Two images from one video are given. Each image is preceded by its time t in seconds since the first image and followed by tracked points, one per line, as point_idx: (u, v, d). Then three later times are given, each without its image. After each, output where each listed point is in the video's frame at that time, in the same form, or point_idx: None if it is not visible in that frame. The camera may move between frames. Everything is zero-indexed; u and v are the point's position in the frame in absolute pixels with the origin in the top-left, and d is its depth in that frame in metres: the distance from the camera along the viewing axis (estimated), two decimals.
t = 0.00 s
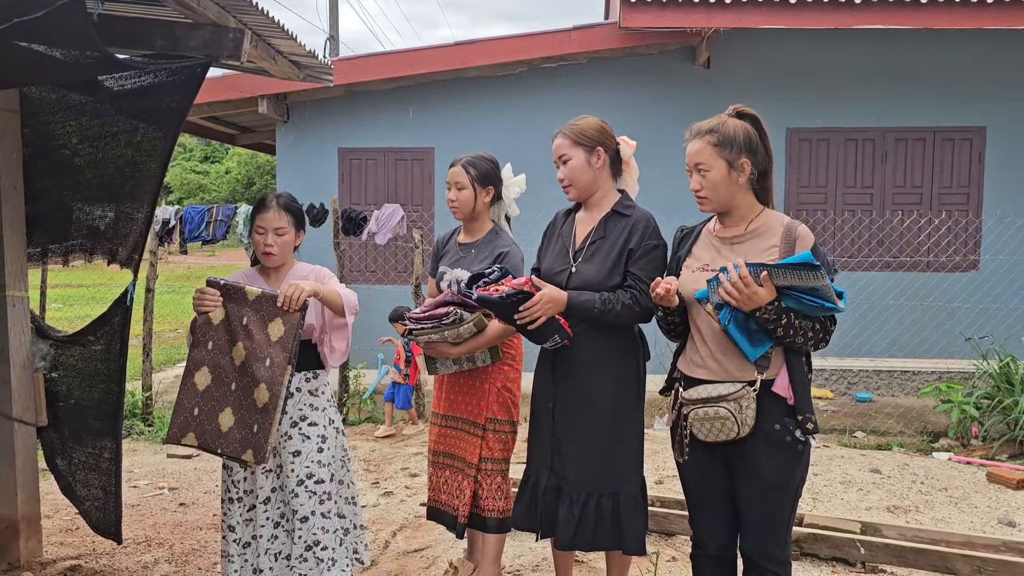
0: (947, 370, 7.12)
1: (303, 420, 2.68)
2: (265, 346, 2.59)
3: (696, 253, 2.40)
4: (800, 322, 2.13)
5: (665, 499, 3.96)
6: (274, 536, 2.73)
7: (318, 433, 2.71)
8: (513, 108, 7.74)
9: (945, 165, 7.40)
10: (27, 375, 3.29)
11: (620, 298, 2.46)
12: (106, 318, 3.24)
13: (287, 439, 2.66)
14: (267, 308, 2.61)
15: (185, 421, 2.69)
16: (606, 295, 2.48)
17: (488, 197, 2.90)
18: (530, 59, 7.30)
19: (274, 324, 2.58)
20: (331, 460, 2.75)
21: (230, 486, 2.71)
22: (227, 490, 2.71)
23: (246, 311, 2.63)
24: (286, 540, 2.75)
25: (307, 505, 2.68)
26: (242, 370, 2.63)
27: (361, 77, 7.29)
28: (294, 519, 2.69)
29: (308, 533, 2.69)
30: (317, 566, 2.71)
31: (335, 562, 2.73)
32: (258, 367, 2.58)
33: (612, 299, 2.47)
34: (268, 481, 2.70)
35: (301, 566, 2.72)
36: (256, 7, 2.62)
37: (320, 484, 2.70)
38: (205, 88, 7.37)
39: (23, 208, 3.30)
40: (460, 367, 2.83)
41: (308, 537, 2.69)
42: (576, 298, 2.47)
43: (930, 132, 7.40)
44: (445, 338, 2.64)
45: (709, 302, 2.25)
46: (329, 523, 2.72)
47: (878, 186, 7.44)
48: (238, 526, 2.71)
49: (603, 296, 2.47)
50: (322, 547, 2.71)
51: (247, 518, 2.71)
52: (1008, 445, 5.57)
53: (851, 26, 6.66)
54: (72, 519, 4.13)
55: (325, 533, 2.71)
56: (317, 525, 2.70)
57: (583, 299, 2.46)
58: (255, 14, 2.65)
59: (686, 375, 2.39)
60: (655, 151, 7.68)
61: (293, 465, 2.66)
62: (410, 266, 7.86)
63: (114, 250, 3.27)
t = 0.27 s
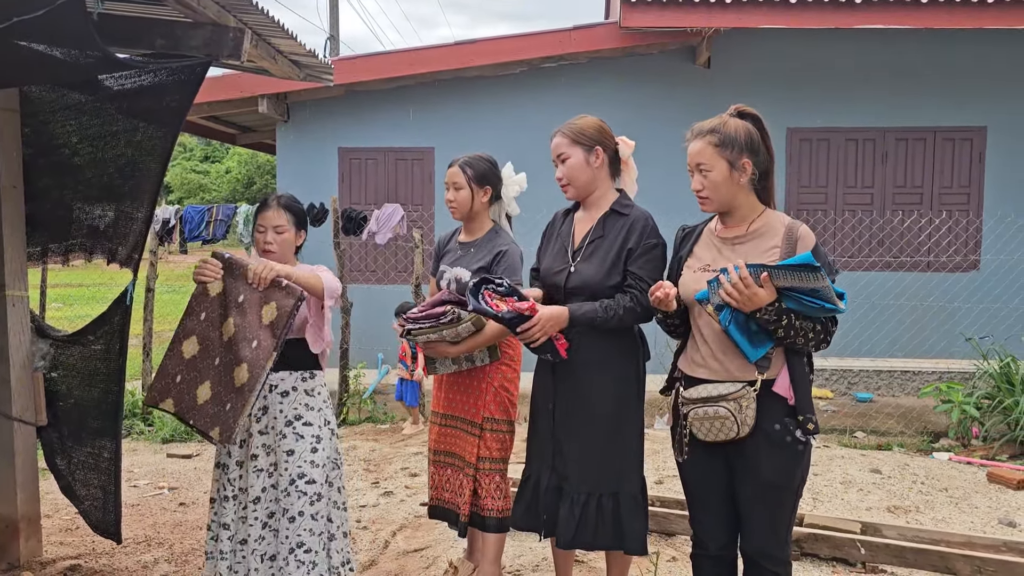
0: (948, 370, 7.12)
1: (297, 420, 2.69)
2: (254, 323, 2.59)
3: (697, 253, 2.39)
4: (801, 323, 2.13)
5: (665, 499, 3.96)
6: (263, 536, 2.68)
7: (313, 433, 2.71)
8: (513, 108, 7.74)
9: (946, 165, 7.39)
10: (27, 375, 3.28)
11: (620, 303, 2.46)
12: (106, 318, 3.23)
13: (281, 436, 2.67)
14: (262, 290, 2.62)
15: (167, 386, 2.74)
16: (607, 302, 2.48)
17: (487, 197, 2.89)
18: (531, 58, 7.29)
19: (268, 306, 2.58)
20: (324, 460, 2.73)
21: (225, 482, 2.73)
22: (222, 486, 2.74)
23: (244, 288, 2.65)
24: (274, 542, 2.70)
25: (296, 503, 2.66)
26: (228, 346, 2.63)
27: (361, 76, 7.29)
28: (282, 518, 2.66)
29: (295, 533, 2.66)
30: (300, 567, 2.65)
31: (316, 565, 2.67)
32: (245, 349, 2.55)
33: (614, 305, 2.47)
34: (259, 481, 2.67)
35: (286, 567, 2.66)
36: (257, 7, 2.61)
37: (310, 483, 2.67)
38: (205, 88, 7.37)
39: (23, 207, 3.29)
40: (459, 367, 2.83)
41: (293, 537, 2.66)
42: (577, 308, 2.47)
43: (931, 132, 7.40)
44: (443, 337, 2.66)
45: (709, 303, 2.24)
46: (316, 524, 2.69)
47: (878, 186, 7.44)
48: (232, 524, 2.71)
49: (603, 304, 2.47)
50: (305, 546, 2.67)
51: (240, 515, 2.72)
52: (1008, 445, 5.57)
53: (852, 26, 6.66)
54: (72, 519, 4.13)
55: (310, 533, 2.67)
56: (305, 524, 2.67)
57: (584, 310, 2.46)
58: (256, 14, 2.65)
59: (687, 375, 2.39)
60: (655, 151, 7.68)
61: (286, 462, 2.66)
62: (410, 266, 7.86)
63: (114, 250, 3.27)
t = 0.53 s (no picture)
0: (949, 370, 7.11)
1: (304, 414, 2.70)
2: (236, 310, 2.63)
3: (700, 252, 2.40)
4: (803, 324, 2.13)
5: (666, 499, 3.96)
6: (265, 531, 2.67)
7: (320, 427, 2.72)
8: (514, 107, 7.74)
9: (947, 165, 7.39)
10: (29, 374, 3.28)
11: (625, 310, 2.45)
12: (107, 317, 3.24)
13: (290, 432, 2.67)
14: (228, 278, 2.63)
15: (176, 402, 2.54)
16: (618, 311, 2.45)
17: (488, 196, 2.89)
18: (532, 58, 7.29)
19: (234, 284, 2.65)
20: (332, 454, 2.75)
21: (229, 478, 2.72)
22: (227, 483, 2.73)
23: (211, 276, 2.61)
24: (274, 538, 2.70)
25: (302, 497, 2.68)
26: (221, 334, 2.61)
27: (362, 76, 7.29)
28: (287, 513, 2.68)
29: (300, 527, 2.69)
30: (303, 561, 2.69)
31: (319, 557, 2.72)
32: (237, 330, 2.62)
33: (625, 312, 2.44)
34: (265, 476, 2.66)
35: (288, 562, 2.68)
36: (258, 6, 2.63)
37: (317, 478, 2.69)
38: (206, 87, 7.37)
39: (24, 206, 3.30)
40: (459, 365, 2.84)
41: (298, 531, 2.68)
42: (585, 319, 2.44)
43: (932, 132, 7.39)
44: (442, 331, 2.68)
45: (711, 304, 2.25)
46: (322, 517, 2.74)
47: (880, 185, 7.44)
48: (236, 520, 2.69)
49: (610, 317, 2.43)
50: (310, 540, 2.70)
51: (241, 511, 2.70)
52: (1010, 444, 5.57)
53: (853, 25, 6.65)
54: (74, 518, 4.14)
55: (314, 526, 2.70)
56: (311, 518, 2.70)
57: (594, 326, 2.41)
58: (257, 13, 2.69)
59: (688, 374, 2.39)
60: (656, 150, 7.67)
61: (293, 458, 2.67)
62: (411, 265, 7.86)
63: (116, 249, 3.27)
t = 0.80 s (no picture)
0: (950, 369, 7.11)
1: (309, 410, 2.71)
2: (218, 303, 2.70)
3: (700, 251, 2.40)
4: (804, 324, 2.12)
5: (667, 498, 3.95)
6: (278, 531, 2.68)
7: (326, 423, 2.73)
8: (515, 106, 7.74)
9: (949, 163, 7.38)
10: (31, 373, 3.30)
11: (621, 304, 2.46)
12: (108, 315, 3.24)
13: (297, 428, 2.70)
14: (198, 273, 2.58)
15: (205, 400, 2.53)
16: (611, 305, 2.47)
17: (488, 196, 2.89)
18: (533, 56, 7.29)
19: (212, 278, 2.71)
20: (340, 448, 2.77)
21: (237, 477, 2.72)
22: (235, 484, 2.73)
23: (196, 273, 2.59)
24: (288, 534, 2.71)
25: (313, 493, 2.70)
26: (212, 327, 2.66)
27: (363, 74, 7.29)
28: (298, 509, 2.69)
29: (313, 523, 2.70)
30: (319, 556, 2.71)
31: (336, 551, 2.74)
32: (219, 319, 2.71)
33: (617, 306, 2.46)
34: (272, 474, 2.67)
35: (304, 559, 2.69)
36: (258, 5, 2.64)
37: (326, 473, 2.71)
38: (207, 86, 7.38)
39: (26, 206, 3.30)
40: (462, 364, 2.86)
41: (311, 527, 2.70)
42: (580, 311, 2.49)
43: (933, 130, 7.39)
44: (449, 332, 2.70)
45: (711, 304, 2.26)
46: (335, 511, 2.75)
47: (881, 184, 7.44)
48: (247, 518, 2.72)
49: (604, 309, 2.46)
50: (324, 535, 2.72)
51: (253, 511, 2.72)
52: (1010, 443, 5.57)
53: (854, 23, 6.65)
54: (76, 516, 4.15)
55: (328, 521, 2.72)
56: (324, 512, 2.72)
57: (587, 317, 2.44)
58: (258, 13, 2.74)
59: (689, 372, 2.40)
60: (657, 149, 7.67)
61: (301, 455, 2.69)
62: (412, 263, 7.86)
63: (117, 248, 3.27)
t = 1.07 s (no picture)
0: (950, 367, 7.11)
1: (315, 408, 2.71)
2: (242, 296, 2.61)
3: (701, 249, 2.40)
4: (797, 323, 2.13)
5: (667, 496, 3.95)
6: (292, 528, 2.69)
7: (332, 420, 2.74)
8: (515, 104, 7.73)
9: (949, 162, 7.38)
10: (31, 371, 3.30)
11: (610, 302, 2.46)
12: (109, 313, 3.24)
13: (302, 428, 2.70)
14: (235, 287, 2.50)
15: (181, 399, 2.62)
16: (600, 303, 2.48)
17: (483, 196, 2.89)
18: (534, 55, 7.28)
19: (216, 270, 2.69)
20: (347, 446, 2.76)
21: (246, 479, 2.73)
22: (244, 486, 2.73)
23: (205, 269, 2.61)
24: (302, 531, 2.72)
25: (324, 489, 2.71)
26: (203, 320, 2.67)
27: (363, 73, 7.29)
28: (308, 506, 2.70)
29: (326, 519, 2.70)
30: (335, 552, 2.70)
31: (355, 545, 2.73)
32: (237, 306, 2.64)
33: (605, 304, 2.47)
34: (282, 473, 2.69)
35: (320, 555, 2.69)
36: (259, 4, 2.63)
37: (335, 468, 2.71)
38: (207, 84, 7.38)
39: (27, 204, 3.30)
40: (462, 364, 2.87)
41: (323, 523, 2.69)
42: (570, 309, 2.54)
43: (934, 129, 7.38)
44: (448, 336, 2.73)
45: (705, 303, 2.28)
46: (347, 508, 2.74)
47: (882, 182, 7.43)
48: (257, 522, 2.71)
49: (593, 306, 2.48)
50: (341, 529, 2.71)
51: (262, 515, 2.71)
52: (1011, 441, 5.57)
53: (855, 22, 6.64)
54: (77, 514, 4.15)
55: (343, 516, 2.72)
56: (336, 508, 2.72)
57: (574, 314, 2.49)
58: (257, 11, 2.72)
59: (688, 369, 2.40)
60: (657, 147, 7.67)
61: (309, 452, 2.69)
62: (412, 262, 7.86)
63: (118, 246, 3.28)
